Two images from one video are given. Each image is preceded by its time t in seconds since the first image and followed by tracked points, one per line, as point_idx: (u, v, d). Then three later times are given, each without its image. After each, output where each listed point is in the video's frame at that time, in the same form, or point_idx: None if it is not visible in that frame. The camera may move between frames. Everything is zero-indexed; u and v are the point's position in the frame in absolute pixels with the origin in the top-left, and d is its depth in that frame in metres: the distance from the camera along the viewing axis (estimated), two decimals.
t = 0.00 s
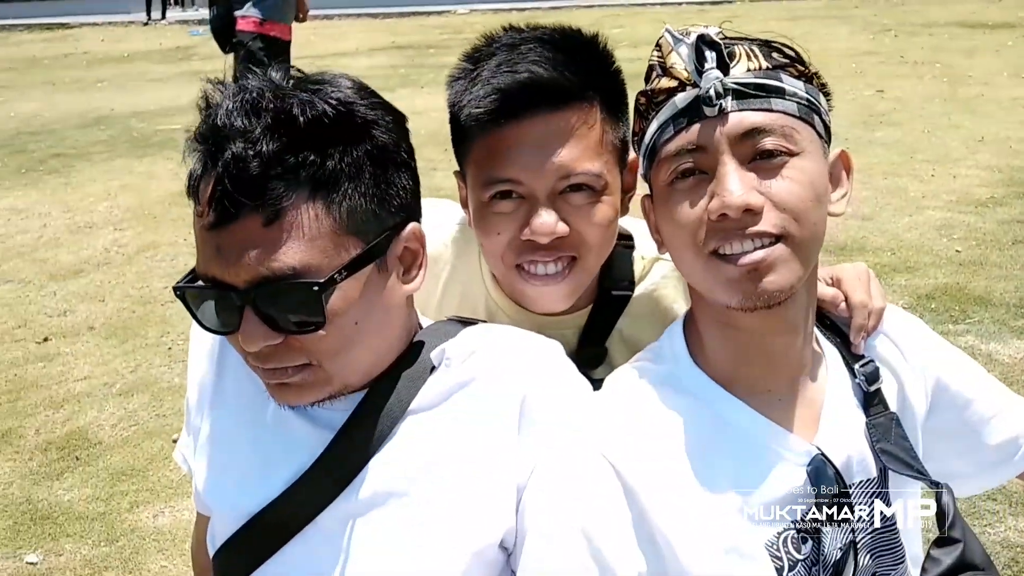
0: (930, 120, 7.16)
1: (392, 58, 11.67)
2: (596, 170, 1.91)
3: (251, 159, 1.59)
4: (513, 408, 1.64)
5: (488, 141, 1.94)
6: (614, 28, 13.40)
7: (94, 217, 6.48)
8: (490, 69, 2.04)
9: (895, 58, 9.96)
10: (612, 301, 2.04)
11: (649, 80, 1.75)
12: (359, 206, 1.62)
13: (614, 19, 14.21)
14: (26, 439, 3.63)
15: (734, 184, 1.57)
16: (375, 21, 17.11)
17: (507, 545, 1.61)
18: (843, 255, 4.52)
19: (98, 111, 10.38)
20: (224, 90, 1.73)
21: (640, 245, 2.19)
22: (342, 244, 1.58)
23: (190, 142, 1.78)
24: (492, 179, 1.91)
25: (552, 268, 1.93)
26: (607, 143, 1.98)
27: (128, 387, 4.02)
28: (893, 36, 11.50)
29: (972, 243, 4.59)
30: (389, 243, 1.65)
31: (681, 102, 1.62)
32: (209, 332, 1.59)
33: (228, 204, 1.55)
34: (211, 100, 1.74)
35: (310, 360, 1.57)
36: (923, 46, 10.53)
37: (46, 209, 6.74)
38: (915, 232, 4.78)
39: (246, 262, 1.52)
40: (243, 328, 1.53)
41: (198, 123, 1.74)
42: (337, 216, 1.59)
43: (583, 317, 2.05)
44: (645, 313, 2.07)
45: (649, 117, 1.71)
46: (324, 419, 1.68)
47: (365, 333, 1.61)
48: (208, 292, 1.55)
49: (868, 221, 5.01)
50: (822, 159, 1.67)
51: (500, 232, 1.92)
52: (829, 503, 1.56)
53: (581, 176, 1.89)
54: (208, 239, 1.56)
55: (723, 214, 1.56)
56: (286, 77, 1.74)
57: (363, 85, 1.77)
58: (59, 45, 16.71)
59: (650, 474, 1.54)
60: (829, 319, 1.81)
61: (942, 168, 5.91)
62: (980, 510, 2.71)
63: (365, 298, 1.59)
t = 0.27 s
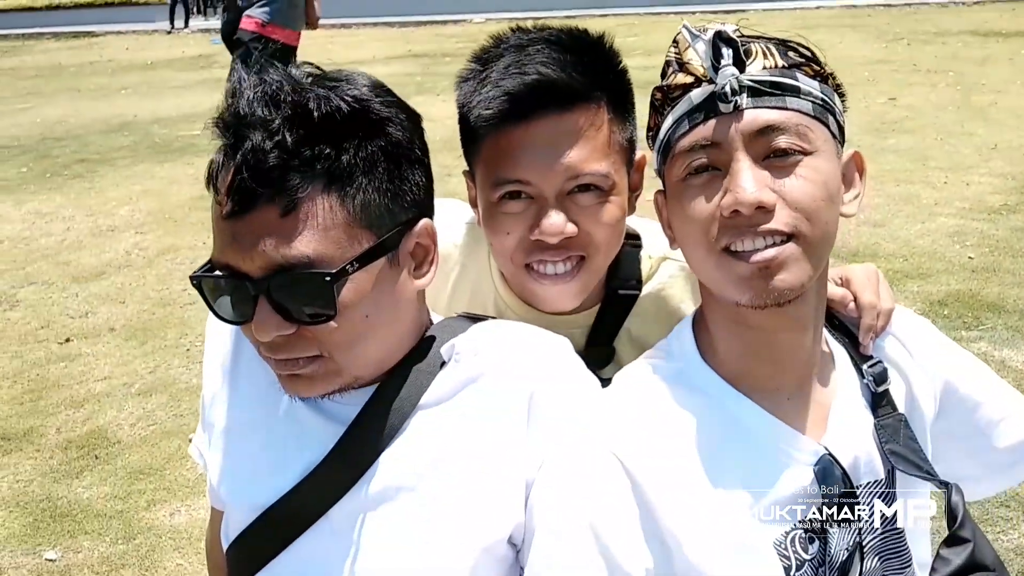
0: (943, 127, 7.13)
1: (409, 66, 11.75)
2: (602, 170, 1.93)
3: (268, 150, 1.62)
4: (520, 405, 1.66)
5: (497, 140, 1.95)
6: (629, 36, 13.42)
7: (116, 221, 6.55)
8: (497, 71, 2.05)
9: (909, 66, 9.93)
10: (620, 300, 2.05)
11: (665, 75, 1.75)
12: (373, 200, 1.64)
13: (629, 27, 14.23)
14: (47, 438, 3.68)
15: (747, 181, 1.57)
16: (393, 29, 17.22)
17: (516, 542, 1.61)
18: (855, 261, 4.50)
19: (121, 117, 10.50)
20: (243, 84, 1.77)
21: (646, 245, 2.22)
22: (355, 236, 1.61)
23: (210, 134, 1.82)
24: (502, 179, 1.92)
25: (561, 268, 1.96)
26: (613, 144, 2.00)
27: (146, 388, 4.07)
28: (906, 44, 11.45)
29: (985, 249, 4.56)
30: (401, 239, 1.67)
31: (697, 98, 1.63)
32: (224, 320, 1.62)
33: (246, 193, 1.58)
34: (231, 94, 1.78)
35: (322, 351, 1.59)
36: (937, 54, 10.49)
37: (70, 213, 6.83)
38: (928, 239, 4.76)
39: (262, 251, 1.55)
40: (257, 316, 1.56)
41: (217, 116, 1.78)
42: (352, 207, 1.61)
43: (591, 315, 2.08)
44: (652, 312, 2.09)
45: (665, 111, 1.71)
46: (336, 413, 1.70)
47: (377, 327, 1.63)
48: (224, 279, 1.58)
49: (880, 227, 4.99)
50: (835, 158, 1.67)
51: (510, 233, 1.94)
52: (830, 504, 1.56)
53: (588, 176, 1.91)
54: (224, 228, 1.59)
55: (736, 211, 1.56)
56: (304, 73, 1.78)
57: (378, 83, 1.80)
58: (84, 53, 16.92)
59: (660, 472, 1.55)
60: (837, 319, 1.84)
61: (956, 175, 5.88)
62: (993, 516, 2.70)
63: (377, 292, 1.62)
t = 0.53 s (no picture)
0: (948, 131, 7.11)
1: (416, 70, 11.79)
2: (600, 173, 1.96)
3: (279, 144, 1.62)
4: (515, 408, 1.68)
5: (497, 144, 1.97)
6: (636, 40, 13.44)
7: (124, 222, 6.60)
8: (495, 74, 2.07)
9: (915, 70, 9.91)
10: (615, 301, 2.07)
11: (664, 78, 1.77)
12: (386, 188, 1.67)
13: (636, 31, 14.25)
14: (53, 436, 3.71)
15: (747, 188, 1.58)
16: (400, 32, 17.28)
17: (511, 543, 1.63)
18: (859, 265, 4.50)
19: (131, 119, 10.57)
20: (237, 90, 1.77)
21: (642, 247, 2.23)
22: (372, 220, 1.63)
23: (202, 142, 1.81)
24: (499, 183, 1.95)
25: (558, 270, 1.99)
26: (611, 147, 2.03)
27: (151, 387, 4.10)
28: (912, 48, 11.43)
29: (989, 254, 4.55)
30: (407, 227, 1.69)
31: (697, 102, 1.64)
32: (240, 321, 1.59)
33: (264, 183, 1.58)
34: (223, 101, 1.77)
35: (343, 342, 1.59)
36: (943, 58, 10.46)
37: (79, 214, 6.87)
38: (932, 243, 4.76)
39: (286, 240, 1.55)
40: (280, 310, 1.54)
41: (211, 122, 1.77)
42: (368, 192, 1.63)
43: (587, 317, 2.11)
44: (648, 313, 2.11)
45: (664, 115, 1.73)
46: (329, 415, 1.72)
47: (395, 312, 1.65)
48: (244, 276, 1.56)
49: (884, 232, 4.98)
50: (834, 165, 1.67)
51: (507, 236, 1.97)
52: (830, 504, 1.57)
53: (586, 180, 1.94)
54: (241, 220, 1.58)
55: (736, 217, 1.57)
56: (296, 78, 1.79)
57: (377, 80, 1.83)
58: (95, 56, 17.04)
59: (654, 474, 1.56)
60: (832, 324, 1.84)
61: (960, 180, 5.86)
62: (995, 523, 2.70)
63: (391, 281, 1.63)
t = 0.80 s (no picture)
0: (950, 135, 7.11)
1: (420, 74, 11.82)
2: (595, 176, 1.97)
3: (280, 144, 1.63)
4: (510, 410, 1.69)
5: (493, 148, 1.98)
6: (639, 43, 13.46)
7: (130, 225, 6.62)
8: (491, 78, 2.08)
9: (917, 74, 9.91)
10: (611, 303, 2.10)
11: (656, 89, 1.77)
12: (387, 189, 1.68)
13: (640, 35, 14.27)
14: (56, 438, 3.73)
15: (741, 196, 1.58)
16: (405, 37, 17.33)
17: (507, 545, 1.64)
18: (860, 267, 4.50)
19: (138, 123, 10.61)
20: (234, 94, 1.78)
21: (638, 249, 2.26)
22: (373, 219, 1.64)
23: (200, 147, 1.81)
24: (496, 186, 1.96)
25: (554, 272, 2.00)
26: (606, 150, 2.04)
27: (155, 389, 4.12)
28: (915, 51, 11.43)
29: (990, 256, 4.55)
30: (408, 227, 1.69)
31: (688, 112, 1.65)
32: (240, 321, 1.58)
33: (267, 182, 1.58)
34: (221, 106, 1.78)
35: (346, 341, 1.59)
36: (945, 61, 10.46)
37: (85, 217, 6.90)
38: (933, 245, 4.75)
39: (289, 239, 1.55)
40: (284, 307, 1.54)
41: (209, 127, 1.77)
42: (369, 192, 1.64)
43: (583, 318, 2.12)
44: (644, 315, 2.15)
45: (656, 125, 1.73)
46: (327, 416, 1.72)
47: (394, 312, 1.65)
48: (246, 274, 1.55)
49: (885, 234, 4.98)
50: (827, 170, 1.68)
51: (504, 237, 1.98)
52: (829, 504, 1.58)
53: (582, 182, 1.95)
54: (243, 219, 1.58)
55: (730, 225, 1.57)
56: (292, 82, 1.80)
57: (374, 83, 1.84)
58: (102, 61, 17.11)
59: (651, 476, 1.56)
60: (831, 329, 1.84)
61: (962, 182, 5.86)
62: (994, 523, 2.69)
63: (392, 280, 1.64)
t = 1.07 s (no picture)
0: (952, 137, 7.10)
1: (423, 77, 11.83)
2: (593, 177, 1.98)
3: (280, 144, 1.63)
4: (509, 411, 1.69)
5: (493, 149, 1.99)
6: (641, 46, 13.47)
7: (133, 227, 6.63)
8: (491, 78, 2.08)
9: (918, 76, 9.91)
10: (609, 303, 2.10)
11: (652, 92, 1.77)
12: (385, 189, 1.68)
13: (642, 38, 14.28)
14: (59, 439, 3.74)
15: (737, 200, 1.58)
16: (408, 40, 17.35)
17: (506, 546, 1.64)
18: (861, 269, 4.50)
19: (142, 126, 10.63)
20: (233, 96, 1.78)
21: (637, 249, 2.27)
22: (373, 219, 1.64)
23: (200, 148, 1.82)
24: (495, 186, 1.98)
25: (553, 271, 2.02)
26: (605, 150, 2.06)
27: (157, 390, 4.12)
28: (917, 53, 11.43)
29: (991, 258, 4.54)
30: (407, 227, 1.70)
31: (684, 116, 1.64)
32: (239, 321, 1.58)
33: (267, 181, 1.58)
34: (221, 107, 1.78)
35: (345, 340, 1.60)
36: (947, 64, 10.46)
37: (89, 219, 6.91)
38: (934, 247, 4.75)
39: (288, 238, 1.55)
40: (283, 306, 1.54)
41: (209, 128, 1.77)
42: (368, 192, 1.64)
43: (581, 319, 2.13)
44: (643, 315, 2.16)
45: (653, 129, 1.73)
46: (326, 416, 1.72)
47: (393, 311, 1.66)
48: (245, 273, 1.55)
49: (886, 236, 4.98)
50: (825, 172, 1.68)
51: (503, 237, 1.99)
52: (828, 504, 1.57)
53: (580, 182, 1.97)
54: (243, 219, 1.58)
55: (726, 229, 1.58)
56: (292, 84, 1.81)
57: (374, 84, 1.85)
58: (106, 64, 17.14)
59: (650, 477, 1.56)
60: (830, 330, 1.84)
61: (964, 184, 5.85)
62: (995, 526, 2.68)
63: (391, 279, 1.64)
